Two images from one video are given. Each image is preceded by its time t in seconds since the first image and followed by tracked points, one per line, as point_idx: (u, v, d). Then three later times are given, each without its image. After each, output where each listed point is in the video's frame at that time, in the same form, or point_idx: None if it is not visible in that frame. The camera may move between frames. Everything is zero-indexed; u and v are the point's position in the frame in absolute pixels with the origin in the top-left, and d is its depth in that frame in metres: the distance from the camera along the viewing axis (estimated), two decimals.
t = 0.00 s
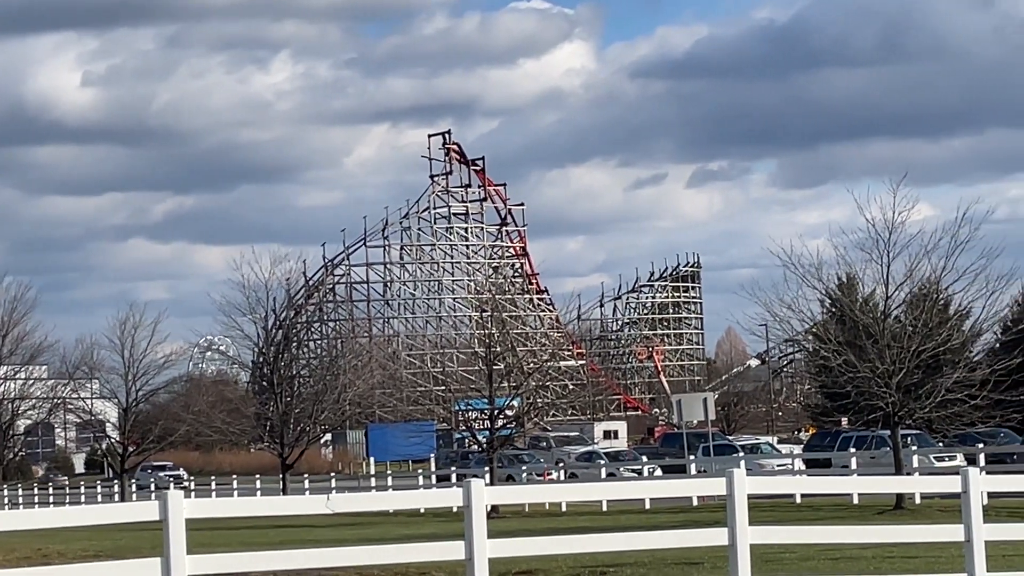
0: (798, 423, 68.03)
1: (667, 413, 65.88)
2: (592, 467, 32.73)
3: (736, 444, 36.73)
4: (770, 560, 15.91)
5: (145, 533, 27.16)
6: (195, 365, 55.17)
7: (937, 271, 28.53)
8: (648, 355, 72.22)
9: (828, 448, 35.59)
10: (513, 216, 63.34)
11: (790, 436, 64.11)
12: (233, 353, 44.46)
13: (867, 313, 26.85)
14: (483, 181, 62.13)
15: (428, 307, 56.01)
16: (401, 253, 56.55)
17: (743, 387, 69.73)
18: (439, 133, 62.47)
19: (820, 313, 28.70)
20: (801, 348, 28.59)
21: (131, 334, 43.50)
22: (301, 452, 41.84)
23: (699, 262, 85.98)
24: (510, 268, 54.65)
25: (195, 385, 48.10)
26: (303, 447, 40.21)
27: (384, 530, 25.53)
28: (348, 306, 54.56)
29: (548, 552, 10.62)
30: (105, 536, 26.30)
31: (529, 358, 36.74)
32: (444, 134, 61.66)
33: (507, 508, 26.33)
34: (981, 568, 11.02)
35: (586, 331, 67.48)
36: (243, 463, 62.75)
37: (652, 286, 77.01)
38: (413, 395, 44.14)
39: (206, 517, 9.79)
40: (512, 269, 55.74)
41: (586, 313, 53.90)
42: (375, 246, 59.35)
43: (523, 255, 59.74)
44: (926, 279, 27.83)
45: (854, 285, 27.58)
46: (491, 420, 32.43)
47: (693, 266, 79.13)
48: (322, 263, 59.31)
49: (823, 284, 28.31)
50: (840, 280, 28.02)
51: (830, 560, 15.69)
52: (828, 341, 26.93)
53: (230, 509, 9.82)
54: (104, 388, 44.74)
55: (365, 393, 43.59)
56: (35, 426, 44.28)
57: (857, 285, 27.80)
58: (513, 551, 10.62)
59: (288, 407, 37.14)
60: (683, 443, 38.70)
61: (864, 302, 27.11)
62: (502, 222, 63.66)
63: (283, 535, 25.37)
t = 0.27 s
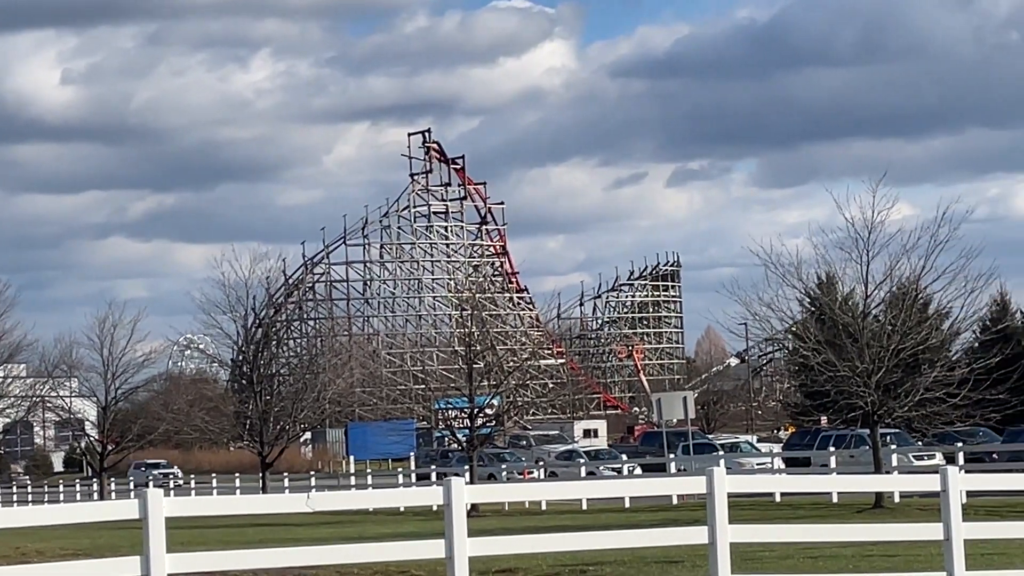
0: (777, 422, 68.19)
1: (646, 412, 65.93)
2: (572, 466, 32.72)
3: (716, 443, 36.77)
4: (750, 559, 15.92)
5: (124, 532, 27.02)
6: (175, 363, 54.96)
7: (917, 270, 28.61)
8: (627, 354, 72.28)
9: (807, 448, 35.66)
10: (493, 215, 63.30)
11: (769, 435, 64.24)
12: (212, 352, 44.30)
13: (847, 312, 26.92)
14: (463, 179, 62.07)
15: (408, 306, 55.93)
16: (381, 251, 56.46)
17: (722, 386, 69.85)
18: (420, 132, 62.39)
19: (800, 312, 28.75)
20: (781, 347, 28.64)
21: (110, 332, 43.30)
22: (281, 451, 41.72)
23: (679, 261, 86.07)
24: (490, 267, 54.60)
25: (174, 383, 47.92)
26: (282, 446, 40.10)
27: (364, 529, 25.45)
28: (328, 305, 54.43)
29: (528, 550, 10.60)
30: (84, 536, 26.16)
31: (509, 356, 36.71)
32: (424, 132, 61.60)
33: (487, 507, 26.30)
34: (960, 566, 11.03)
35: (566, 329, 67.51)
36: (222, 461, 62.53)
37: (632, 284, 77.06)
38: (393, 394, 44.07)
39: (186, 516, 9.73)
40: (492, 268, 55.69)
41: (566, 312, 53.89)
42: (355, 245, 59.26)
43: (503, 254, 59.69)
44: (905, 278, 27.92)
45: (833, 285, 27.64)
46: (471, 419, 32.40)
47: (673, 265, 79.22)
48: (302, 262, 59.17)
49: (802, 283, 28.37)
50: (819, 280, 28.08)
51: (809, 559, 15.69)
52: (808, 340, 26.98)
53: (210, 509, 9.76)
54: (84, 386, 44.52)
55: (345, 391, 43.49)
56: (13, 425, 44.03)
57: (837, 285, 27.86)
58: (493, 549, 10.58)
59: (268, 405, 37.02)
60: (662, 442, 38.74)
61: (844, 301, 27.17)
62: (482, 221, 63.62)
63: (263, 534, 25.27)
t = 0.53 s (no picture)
0: (758, 419, 68.34)
1: (627, 409, 65.97)
2: (553, 462, 32.70)
3: (697, 440, 36.80)
4: (730, 555, 15.92)
5: (103, 529, 26.88)
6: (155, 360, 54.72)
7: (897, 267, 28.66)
8: (608, 351, 72.32)
9: (788, 444, 35.72)
10: (474, 212, 63.24)
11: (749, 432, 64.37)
12: (192, 348, 44.12)
13: (827, 309, 26.96)
14: (444, 176, 61.98)
15: (389, 303, 55.84)
16: (362, 248, 56.34)
17: (703, 383, 69.95)
18: (401, 128, 62.27)
19: (781, 309, 28.77)
20: (762, 344, 28.66)
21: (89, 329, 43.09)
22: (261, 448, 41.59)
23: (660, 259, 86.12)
24: (471, 264, 54.53)
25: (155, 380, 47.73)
26: (263, 443, 39.96)
27: (345, 526, 25.38)
28: (309, 301, 54.29)
29: (509, 547, 10.55)
30: (63, 533, 26.02)
31: (490, 352, 36.65)
32: (406, 129, 61.50)
33: (468, 504, 26.25)
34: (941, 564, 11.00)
35: (547, 326, 67.50)
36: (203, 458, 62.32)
37: (613, 281, 77.09)
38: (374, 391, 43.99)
39: (165, 513, 9.64)
40: (473, 265, 55.62)
41: (547, 309, 53.88)
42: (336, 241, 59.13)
43: (484, 251, 59.62)
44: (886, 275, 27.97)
45: (814, 281, 27.67)
46: (452, 415, 32.35)
47: (654, 262, 79.29)
48: (283, 258, 59.01)
49: (783, 280, 28.40)
50: (800, 276, 28.11)
51: (790, 555, 15.68)
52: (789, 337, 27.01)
53: (190, 505, 9.66)
54: (63, 383, 44.30)
55: (326, 388, 43.38)
56: None
57: (818, 282, 27.89)
58: (474, 546, 10.52)
59: (248, 402, 36.89)
60: (643, 439, 38.76)
61: (824, 298, 27.20)
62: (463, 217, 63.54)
63: (243, 531, 25.17)
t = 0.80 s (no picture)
0: (741, 414, 68.48)
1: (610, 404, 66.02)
2: (536, 457, 32.71)
3: (680, 435, 36.84)
4: (713, 549, 15.95)
5: (86, 524, 26.79)
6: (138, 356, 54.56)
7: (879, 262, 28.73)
8: (592, 346, 72.37)
9: (770, 439, 35.78)
10: (457, 207, 63.19)
11: (732, 427, 64.48)
12: (175, 344, 44.00)
13: (810, 304, 27.01)
14: (427, 171, 61.92)
15: (372, 298, 55.77)
16: (345, 243, 56.25)
17: (686, 378, 70.05)
18: (384, 124, 62.19)
19: (764, 304, 28.81)
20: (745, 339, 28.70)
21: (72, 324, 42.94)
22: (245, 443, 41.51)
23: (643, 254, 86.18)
24: (454, 259, 54.50)
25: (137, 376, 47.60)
26: (246, 438, 39.88)
27: (329, 521, 25.34)
28: (292, 297, 54.20)
29: (492, 541, 10.52)
30: (45, 529, 25.91)
31: (474, 348, 36.64)
32: (389, 124, 61.42)
33: (451, 499, 26.24)
34: (922, 557, 11.01)
35: (530, 321, 67.50)
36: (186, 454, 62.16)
37: (597, 277, 77.15)
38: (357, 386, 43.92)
39: (148, 508, 9.59)
40: (457, 260, 55.58)
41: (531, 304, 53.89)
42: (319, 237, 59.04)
43: (467, 246, 59.59)
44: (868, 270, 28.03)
45: (796, 276, 27.72)
46: (435, 411, 32.32)
47: (637, 257, 79.36)
48: (266, 253, 58.90)
49: (766, 275, 28.44)
50: (783, 272, 28.16)
51: (772, 550, 15.70)
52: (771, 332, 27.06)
53: (172, 501, 9.61)
54: (46, 379, 44.14)
55: (309, 383, 43.32)
56: None
57: (800, 277, 27.94)
58: (456, 541, 10.49)
59: (232, 397, 36.80)
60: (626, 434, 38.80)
61: (807, 293, 27.27)
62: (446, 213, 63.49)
63: (227, 527, 25.12)
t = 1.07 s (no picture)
0: (727, 407, 68.58)
1: (597, 397, 66.08)
2: (525, 449, 32.76)
3: (666, 428, 36.88)
4: (697, 542, 15.99)
5: (71, 518, 26.71)
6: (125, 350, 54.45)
7: (865, 255, 28.78)
8: (578, 339, 72.44)
9: (756, 432, 35.85)
10: (443, 201, 63.13)
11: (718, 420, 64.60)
12: (161, 337, 43.90)
13: (796, 297, 27.05)
14: (414, 165, 61.84)
15: (359, 292, 55.72)
16: (331, 237, 56.19)
17: (673, 371, 70.14)
18: (370, 117, 62.10)
19: (750, 296, 28.84)
20: (731, 332, 28.73)
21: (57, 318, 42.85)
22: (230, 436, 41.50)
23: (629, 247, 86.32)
24: (440, 252, 54.44)
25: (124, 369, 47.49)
26: (233, 431, 39.82)
27: (315, 514, 25.33)
28: (278, 290, 54.13)
29: (474, 532, 10.49)
30: (31, 523, 25.83)
31: (460, 341, 36.63)
32: (375, 117, 61.34)
33: (436, 492, 26.24)
34: (906, 549, 11.03)
35: (517, 315, 67.52)
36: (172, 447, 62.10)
37: (583, 270, 77.18)
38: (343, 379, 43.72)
39: (132, 501, 9.55)
40: (443, 253, 55.53)
41: (517, 297, 53.89)
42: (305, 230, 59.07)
43: (453, 239, 59.56)
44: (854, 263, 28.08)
45: (782, 269, 27.75)
46: (422, 404, 32.29)
47: (623, 251, 79.41)
48: (252, 247, 58.81)
49: (752, 268, 28.47)
50: (769, 264, 28.19)
51: (757, 542, 15.72)
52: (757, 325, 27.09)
53: (156, 494, 9.57)
54: (31, 372, 44.00)
55: (296, 377, 43.27)
56: None
57: (786, 270, 27.97)
58: (440, 532, 10.46)
59: (218, 391, 36.74)
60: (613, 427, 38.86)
61: (792, 287, 27.30)
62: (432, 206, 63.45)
63: (212, 520, 25.08)
